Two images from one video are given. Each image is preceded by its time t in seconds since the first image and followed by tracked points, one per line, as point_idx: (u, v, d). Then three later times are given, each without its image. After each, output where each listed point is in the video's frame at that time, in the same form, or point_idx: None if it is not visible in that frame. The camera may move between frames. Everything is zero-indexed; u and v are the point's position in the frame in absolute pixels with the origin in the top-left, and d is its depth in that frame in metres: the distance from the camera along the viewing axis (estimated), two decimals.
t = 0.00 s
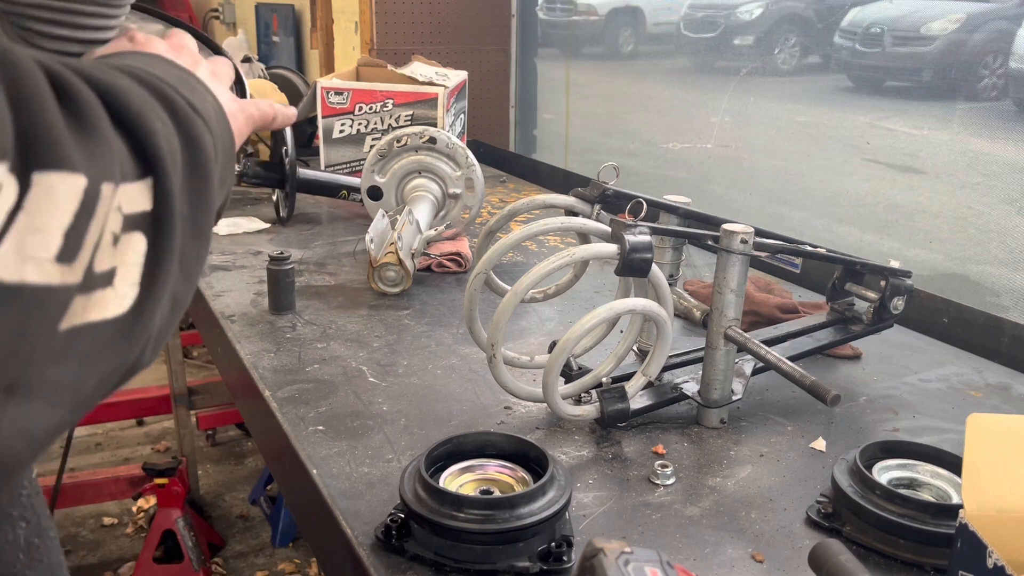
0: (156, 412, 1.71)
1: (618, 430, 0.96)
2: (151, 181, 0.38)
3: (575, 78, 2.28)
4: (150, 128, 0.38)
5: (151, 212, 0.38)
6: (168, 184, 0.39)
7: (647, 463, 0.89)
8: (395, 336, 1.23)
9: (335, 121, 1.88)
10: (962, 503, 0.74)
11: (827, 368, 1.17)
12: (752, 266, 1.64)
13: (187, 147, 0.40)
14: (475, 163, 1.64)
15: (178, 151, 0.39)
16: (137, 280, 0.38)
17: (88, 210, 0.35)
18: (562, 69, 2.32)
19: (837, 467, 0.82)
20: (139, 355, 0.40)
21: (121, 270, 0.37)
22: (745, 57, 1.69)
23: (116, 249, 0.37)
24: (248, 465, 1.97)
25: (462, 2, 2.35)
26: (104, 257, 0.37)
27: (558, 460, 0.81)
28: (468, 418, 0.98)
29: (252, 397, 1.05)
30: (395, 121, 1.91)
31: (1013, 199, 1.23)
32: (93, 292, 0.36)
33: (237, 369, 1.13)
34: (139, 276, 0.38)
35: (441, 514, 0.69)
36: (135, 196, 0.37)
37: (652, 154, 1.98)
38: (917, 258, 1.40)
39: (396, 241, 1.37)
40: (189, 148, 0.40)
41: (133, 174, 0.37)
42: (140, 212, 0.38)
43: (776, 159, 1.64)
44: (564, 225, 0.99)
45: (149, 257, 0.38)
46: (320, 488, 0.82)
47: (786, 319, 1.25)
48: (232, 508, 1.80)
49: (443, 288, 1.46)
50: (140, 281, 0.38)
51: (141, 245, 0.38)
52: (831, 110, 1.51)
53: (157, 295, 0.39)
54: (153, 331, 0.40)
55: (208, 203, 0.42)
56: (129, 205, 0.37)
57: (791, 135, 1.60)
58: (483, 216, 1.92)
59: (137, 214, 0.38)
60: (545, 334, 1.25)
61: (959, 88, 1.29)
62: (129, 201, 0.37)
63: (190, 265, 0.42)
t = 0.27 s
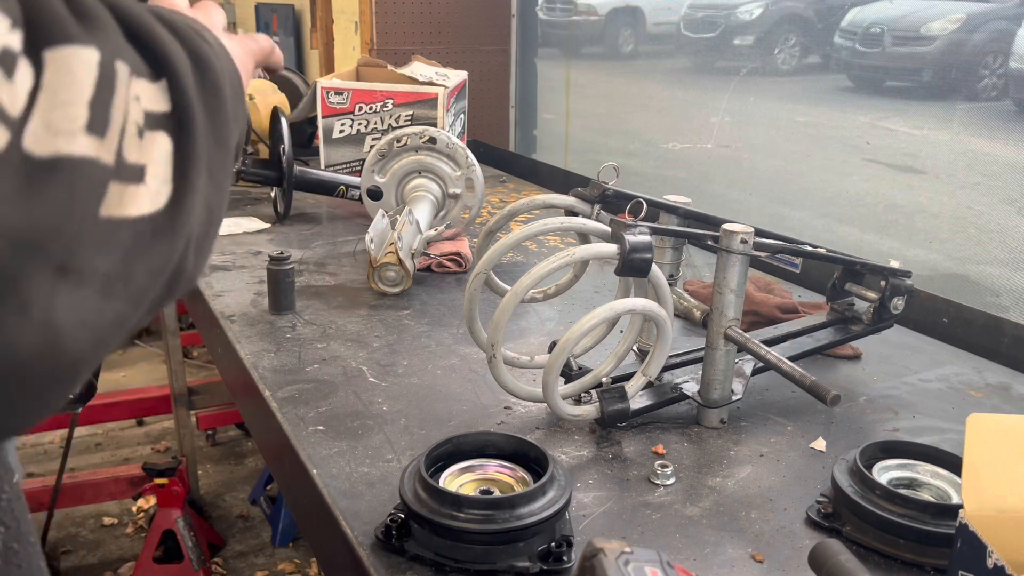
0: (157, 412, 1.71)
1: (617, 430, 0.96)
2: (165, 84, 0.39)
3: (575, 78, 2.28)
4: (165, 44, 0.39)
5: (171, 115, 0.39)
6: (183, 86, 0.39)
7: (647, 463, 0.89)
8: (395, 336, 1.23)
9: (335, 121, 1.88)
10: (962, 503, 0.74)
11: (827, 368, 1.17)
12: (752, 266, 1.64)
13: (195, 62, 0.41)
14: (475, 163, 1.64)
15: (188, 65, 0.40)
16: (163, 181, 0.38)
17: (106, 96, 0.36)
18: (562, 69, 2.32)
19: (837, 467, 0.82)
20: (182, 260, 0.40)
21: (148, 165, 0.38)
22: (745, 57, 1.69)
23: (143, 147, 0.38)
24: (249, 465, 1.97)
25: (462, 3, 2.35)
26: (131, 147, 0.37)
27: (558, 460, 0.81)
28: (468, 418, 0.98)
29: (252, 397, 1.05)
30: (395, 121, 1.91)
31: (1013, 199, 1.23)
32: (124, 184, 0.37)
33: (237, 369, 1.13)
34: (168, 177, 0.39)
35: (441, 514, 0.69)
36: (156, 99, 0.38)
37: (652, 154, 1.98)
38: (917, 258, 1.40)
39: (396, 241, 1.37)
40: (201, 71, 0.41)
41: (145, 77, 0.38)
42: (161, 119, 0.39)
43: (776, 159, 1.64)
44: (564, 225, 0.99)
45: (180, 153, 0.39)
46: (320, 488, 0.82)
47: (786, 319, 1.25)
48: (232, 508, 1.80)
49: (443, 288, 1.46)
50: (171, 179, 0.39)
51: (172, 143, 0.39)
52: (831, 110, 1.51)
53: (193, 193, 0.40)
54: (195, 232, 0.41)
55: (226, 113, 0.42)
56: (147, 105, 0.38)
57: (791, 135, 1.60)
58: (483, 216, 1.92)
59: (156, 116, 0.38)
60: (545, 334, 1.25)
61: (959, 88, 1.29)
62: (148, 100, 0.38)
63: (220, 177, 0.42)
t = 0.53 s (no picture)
0: (157, 411, 1.71)
1: (618, 430, 0.96)
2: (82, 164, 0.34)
3: (575, 78, 2.28)
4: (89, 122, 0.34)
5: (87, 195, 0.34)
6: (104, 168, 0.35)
7: (647, 463, 0.89)
8: (395, 336, 1.23)
9: (335, 121, 1.88)
10: (962, 503, 0.74)
11: (827, 368, 1.17)
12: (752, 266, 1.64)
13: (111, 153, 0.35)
14: (475, 163, 1.65)
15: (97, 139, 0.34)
16: (65, 272, 0.34)
17: (0, 186, 0.31)
18: (562, 69, 2.32)
19: (837, 467, 0.82)
20: (77, 352, 0.36)
21: (47, 257, 0.33)
22: (745, 57, 1.69)
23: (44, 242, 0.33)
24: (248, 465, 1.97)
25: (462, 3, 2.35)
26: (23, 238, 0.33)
27: (558, 460, 0.81)
28: (468, 418, 0.98)
29: (252, 397, 1.06)
30: (395, 121, 1.91)
31: (1013, 199, 1.23)
32: (12, 278, 0.32)
33: (237, 369, 1.13)
34: (69, 266, 0.34)
35: (442, 514, 0.69)
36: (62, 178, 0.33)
37: (652, 154, 1.98)
38: (917, 258, 1.40)
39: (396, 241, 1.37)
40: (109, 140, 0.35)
41: (58, 157, 0.33)
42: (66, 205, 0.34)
43: (776, 159, 1.64)
44: (564, 225, 0.99)
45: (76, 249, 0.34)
46: (320, 488, 0.82)
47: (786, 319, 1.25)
48: (232, 508, 1.80)
49: (443, 288, 1.46)
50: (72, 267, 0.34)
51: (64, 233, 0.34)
52: (831, 110, 1.51)
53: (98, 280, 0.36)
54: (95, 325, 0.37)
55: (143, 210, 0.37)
56: (53, 190, 0.33)
57: (791, 135, 1.60)
58: (483, 216, 1.92)
59: (67, 199, 0.34)
60: (545, 334, 1.25)
61: (959, 88, 1.29)
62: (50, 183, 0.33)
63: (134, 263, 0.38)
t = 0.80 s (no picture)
0: (157, 411, 1.71)
1: (617, 430, 0.96)
2: (58, 175, 0.37)
3: (575, 78, 2.28)
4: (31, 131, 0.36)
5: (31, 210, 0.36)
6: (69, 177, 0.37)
7: (647, 463, 0.89)
8: (395, 336, 1.23)
9: (335, 121, 1.88)
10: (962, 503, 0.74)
11: (827, 368, 1.17)
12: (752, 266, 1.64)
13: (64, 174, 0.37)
14: (475, 163, 1.65)
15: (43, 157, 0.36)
16: None
17: None
18: (562, 69, 2.32)
19: (837, 467, 0.82)
20: None
21: None
22: (745, 57, 1.69)
23: None
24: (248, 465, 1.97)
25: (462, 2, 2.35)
26: None
27: (558, 460, 0.81)
28: (468, 418, 0.98)
29: (252, 397, 1.05)
30: (395, 121, 1.91)
31: (1013, 199, 1.23)
32: None
33: (236, 370, 1.12)
34: None
35: (441, 514, 0.69)
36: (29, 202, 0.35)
37: (652, 154, 1.98)
38: (916, 258, 1.40)
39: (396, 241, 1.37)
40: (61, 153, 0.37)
41: None
42: None
43: (776, 159, 1.64)
44: (564, 225, 0.99)
45: None
46: (320, 488, 0.82)
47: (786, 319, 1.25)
48: (232, 508, 1.80)
49: (443, 288, 1.46)
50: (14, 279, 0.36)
51: None
52: (831, 110, 1.51)
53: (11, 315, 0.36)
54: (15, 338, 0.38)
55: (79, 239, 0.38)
56: None
57: (791, 136, 1.60)
58: (484, 216, 1.92)
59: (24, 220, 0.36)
60: (545, 334, 1.25)
61: (959, 88, 1.29)
62: None
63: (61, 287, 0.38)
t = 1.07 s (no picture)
0: (157, 412, 1.71)
1: (617, 430, 0.96)
2: None
3: (575, 78, 2.28)
4: None
5: None
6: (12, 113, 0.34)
7: (647, 463, 0.89)
8: (395, 336, 1.23)
9: (335, 121, 1.88)
10: (962, 503, 0.74)
11: (827, 368, 1.17)
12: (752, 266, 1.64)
13: None
14: (475, 163, 1.65)
15: None
16: None
17: None
18: (562, 69, 2.32)
19: (837, 467, 0.82)
20: None
21: None
22: (745, 57, 1.69)
23: None
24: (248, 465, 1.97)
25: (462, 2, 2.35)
26: None
27: (558, 460, 0.81)
28: (468, 418, 0.98)
29: (252, 397, 1.05)
30: (395, 121, 1.91)
31: (1013, 199, 1.23)
32: None
33: (236, 369, 1.12)
34: None
35: (441, 514, 0.69)
36: None
37: (652, 154, 1.98)
38: (916, 258, 1.40)
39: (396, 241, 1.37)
40: None
41: None
42: None
43: (775, 159, 1.64)
44: (564, 225, 0.99)
45: None
46: (320, 488, 0.82)
47: (786, 319, 1.25)
48: (232, 507, 1.80)
49: (443, 288, 1.46)
50: None
51: None
52: (831, 110, 1.51)
53: None
54: None
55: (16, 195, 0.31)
56: None
57: (791, 136, 1.60)
58: (483, 216, 1.92)
59: None
60: (545, 334, 1.25)
61: (959, 88, 1.29)
62: None
63: None
